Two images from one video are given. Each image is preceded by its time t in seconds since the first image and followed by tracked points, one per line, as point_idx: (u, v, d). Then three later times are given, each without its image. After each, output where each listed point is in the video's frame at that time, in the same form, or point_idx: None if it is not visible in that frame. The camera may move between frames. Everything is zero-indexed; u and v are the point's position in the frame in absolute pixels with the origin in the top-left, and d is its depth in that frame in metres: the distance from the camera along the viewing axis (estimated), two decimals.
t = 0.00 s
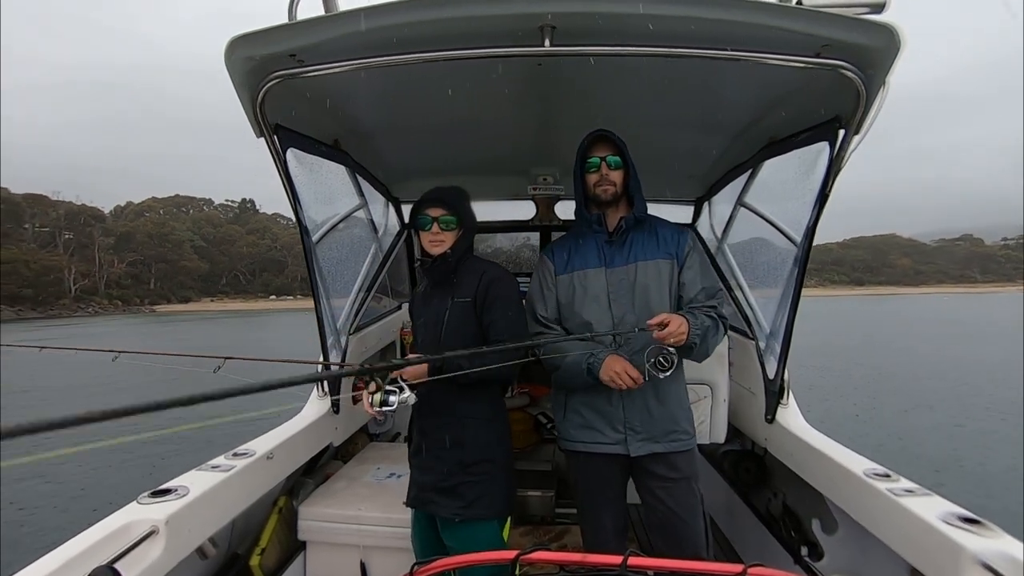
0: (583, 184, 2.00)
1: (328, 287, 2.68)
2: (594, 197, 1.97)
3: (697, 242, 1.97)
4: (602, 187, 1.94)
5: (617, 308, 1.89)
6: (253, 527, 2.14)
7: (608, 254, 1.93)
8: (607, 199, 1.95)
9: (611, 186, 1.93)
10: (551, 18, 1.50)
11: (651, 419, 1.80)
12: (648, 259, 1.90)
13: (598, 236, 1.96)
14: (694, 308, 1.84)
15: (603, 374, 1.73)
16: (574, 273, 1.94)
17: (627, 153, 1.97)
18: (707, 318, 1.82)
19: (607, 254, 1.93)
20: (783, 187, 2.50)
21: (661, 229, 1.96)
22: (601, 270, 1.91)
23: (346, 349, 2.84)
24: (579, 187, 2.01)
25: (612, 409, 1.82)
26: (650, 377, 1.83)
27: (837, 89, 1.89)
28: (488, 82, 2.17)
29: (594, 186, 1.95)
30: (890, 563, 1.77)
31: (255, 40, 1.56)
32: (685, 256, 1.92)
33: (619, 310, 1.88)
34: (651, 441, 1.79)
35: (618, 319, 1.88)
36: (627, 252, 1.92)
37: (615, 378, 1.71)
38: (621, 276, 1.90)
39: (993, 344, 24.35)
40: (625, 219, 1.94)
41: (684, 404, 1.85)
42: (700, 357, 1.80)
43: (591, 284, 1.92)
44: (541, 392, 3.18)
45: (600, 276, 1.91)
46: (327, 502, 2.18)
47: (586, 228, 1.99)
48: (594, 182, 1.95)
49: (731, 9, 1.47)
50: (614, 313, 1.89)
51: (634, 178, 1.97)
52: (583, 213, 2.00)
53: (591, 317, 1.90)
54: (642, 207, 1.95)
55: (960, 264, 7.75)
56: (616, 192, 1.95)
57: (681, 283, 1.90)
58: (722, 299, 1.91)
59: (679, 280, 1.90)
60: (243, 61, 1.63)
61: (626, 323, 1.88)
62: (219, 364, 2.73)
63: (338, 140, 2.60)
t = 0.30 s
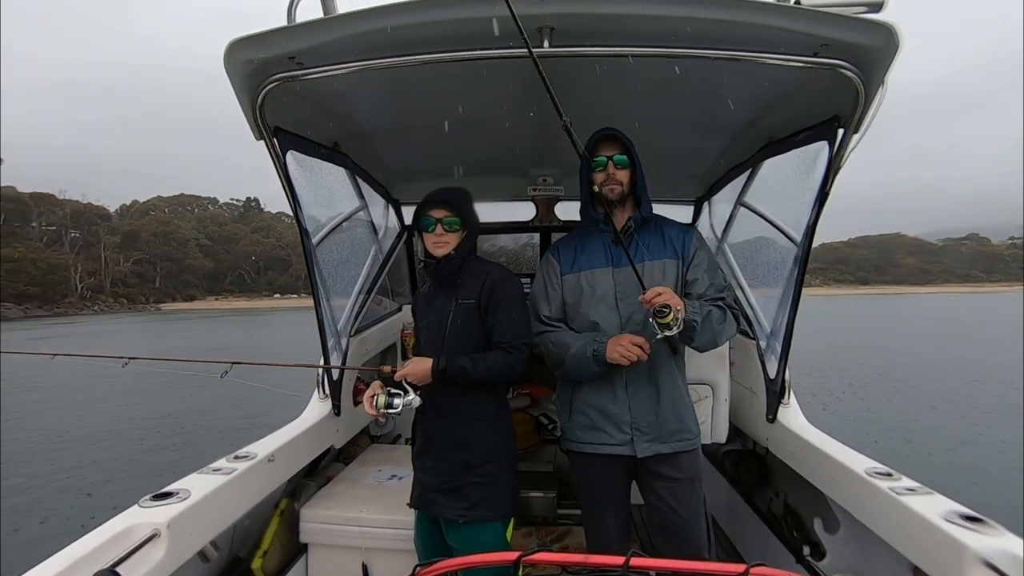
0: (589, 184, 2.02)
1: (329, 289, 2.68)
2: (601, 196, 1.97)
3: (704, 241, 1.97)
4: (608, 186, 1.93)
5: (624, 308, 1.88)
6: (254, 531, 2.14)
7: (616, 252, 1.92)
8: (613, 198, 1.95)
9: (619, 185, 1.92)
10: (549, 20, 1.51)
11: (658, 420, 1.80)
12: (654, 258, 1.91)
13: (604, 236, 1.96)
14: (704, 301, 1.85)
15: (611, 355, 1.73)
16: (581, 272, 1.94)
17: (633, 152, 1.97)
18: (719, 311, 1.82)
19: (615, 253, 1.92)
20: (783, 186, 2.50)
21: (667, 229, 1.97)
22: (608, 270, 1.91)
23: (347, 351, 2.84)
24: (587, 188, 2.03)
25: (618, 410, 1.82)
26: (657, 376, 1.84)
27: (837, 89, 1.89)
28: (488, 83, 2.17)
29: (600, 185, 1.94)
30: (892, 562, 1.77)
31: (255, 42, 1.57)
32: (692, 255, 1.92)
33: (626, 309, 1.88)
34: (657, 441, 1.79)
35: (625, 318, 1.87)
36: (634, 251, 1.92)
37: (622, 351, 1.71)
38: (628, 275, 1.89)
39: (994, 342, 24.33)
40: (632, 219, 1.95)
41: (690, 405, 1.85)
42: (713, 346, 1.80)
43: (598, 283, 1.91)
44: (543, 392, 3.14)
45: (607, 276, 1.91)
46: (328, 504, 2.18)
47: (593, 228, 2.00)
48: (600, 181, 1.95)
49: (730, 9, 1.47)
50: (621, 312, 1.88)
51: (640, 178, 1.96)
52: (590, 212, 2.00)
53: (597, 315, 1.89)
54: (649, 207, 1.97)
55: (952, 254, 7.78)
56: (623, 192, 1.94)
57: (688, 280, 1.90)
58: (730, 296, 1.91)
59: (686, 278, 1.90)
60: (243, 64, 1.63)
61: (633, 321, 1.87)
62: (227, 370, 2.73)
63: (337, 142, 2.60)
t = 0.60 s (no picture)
0: (592, 184, 2.01)
1: (329, 290, 2.68)
2: (603, 196, 1.96)
3: (707, 245, 1.97)
4: (612, 186, 1.92)
5: (625, 308, 1.88)
6: (254, 532, 2.14)
7: (618, 252, 1.93)
8: (615, 198, 1.94)
9: (622, 185, 1.92)
10: (549, 20, 1.51)
11: (659, 422, 1.80)
12: (656, 258, 1.90)
13: (607, 235, 1.96)
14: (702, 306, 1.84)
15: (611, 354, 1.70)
16: (582, 272, 1.93)
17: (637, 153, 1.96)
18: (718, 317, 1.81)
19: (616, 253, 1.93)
20: (783, 186, 2.50)
21: (669, 230, 1.97)
22: (610, 270, 1.90)
23: (348, 352, 2.84)
24: (590, 184, 2.01)
25: (618, 411, 1.81)
26: (657, 379, 1.83)
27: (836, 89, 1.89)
28: (488, 83, 2.17)
29: (604, 184, 1.93)
30: (893, 562, 1.77)
31: (255, 43, 1.57)
32: (694, 258, 1.93)
33: (627, 310, 1.88)
34: (657, 443, 1.79)
35: (626, 319, 1.87)
36: (636, 252, 1.92)
37: (621, 350, 1.69)
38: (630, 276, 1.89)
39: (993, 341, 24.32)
40: (635, 218, 1.94)
41: (691, 408, 1.85)
42: (712, 349, 1.80)
43: (599, 283, 1.90)
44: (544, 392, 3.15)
45: (609, 276, 1.90)
46: (328, 505, 2.17)
47: (595, 227, 2.00)
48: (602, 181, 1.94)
49: (731, 9, 1.47)
50: (622, 313, 1.88)
51: (643, 178, 1.96)
52: (592, 211, 2.00)
53: (598, 315, 1.88)
54: (651, 207, 1.96)
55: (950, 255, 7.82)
56: (626, 192, 1.93)
57: (689, 284, 1.91)
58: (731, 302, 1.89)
59: (688, 281, 1.91)
60: (242, 65, 1.63)
61: (634, 322, 1.87)
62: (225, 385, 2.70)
63: (338, 143, 2.60)
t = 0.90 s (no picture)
0: (593, 182, 2.01)
1: (329, 289, 2.68)
2: (605, 194, 1.96)
3: (706, 246, 1.98)
4: (613, 185, 1.92)
5: (624, 309, 1.88)
6: (253, 531, 2.14)
7: (619, 251, 1.94)
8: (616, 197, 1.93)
9: (624, 184, 1.91)
10: (549, 20, 1.51)
11: (658, 423, 1.80)
12: (657, 258, 1.90)
13: (607, 234, 1.97)
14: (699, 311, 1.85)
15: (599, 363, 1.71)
16: (582, 272, 1.93)
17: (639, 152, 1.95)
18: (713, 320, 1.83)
19: (617, 252, 1.94)
20: (783, 186, 2.50)
21: (670, 231, 1.97)
22: (610, 270, 1.90)
23: (347, 351, 2.84)
24: (591, 182, 2.01)
25: (617, 413, 1.81)
26: (656, 381, 1.83)
27: (836, 90, 1.89)
28: (488, 83, 2.17)
29: (606, 183, 1.93)
30: (892, 562, 1.77)
31: (255, 42, 1.57)
32: (694, 260, 1.93)
33: (627, 311, 1.88)
34: (657, 445, 1.79)
35: (625, 320, 1.87)
36: (637, 251, 1.93)
37: (609, 361, 1.69)
38: (630, 276, 1.89)
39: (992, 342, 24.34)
40: (635, 218, 1.94)
41: (690, 409, 1.85)
42: (708, 359, 1.80)
43: (599, 283, 1.90)
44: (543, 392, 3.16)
45: (609, 276, 1.90)
46: (328, 504, 2.17)
47: (596, 226, 2.00)
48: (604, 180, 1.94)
49: (732, 10, 1.47)
50: (622, 314, 1.88)
51: (645, 177, 1.96)
52: (592, 210, 2.00)
53: (598, 316, 1.88)
54: (652, 206, 1.96)
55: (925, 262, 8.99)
56: (628, 191, 1.93)
57: (689, 287, 1.92)
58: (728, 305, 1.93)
59: (687, 284, 1.92)
60: (243, 64, 1.63)
61: (634, 323, 1.87)
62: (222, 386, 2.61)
63: (338, 143, 2.60)
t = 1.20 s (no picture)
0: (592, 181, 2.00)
1: (328, 287, 2.68)
2: (604, 193, 1.95)
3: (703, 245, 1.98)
4: (613, 184, 1.91)
5: (622, 309, 1.87)
6: (253, 528, 2.14)
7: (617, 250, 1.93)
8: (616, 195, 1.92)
9: (623, 183, 1.90)
10: (550, 19, 1.51)
11: (656, 423, 1.80)
12: (654, 258, 1.90)
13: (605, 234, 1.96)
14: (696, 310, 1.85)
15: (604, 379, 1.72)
16: (580, 271, 1.93)
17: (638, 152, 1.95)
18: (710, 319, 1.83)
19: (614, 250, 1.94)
20: (783, 186, 2.50)
21: (668, 230, 1.97)
22: (608, 269, 1.90)
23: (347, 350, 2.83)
24: (589, 180, 2.00)
25: (613, 413, 1.82)
26: (654, 381, 1.83)
27: (837, 90, 1.89)
28: (489, 82, 2.16)
29: (606, 182, 1.92)
30: (890, 563, 1.78)
31: (256, 39, 1.56)
32: (691, 259, 1.93)
33: (624, 310, 1.87)
34: (654, 444, 1.79)
35: (623, 320, 1.87)
36: (634, 250, 1.92)
37: (616, 380, 1.70)
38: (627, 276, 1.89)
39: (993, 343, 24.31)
40: (634, 218, 1.94)
41: (688, 408, 1.86)
42: (704, 358, 1.81)
43: (597, 283, 1.90)
44: (542, 392, 3.19)
45: (607, 275, 1.90)
46: (328, 502, 2.18)
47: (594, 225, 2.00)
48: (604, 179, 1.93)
49: (735, 9, 1.47)
50: (619, 313, 1.87)
51: (644, 177, 1.95)
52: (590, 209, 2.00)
53: (596, 316, 1.88)
54: (650, 206, 1.96)
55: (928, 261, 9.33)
56: (627, 190, 1.93)
57: (686, 285, 1.92)
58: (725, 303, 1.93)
59: (684, 282, 1.92)
60: (243, 62, 1.63)
61: (632, 322, 1.87)
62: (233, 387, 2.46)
63: (338, 141, 2.59)
